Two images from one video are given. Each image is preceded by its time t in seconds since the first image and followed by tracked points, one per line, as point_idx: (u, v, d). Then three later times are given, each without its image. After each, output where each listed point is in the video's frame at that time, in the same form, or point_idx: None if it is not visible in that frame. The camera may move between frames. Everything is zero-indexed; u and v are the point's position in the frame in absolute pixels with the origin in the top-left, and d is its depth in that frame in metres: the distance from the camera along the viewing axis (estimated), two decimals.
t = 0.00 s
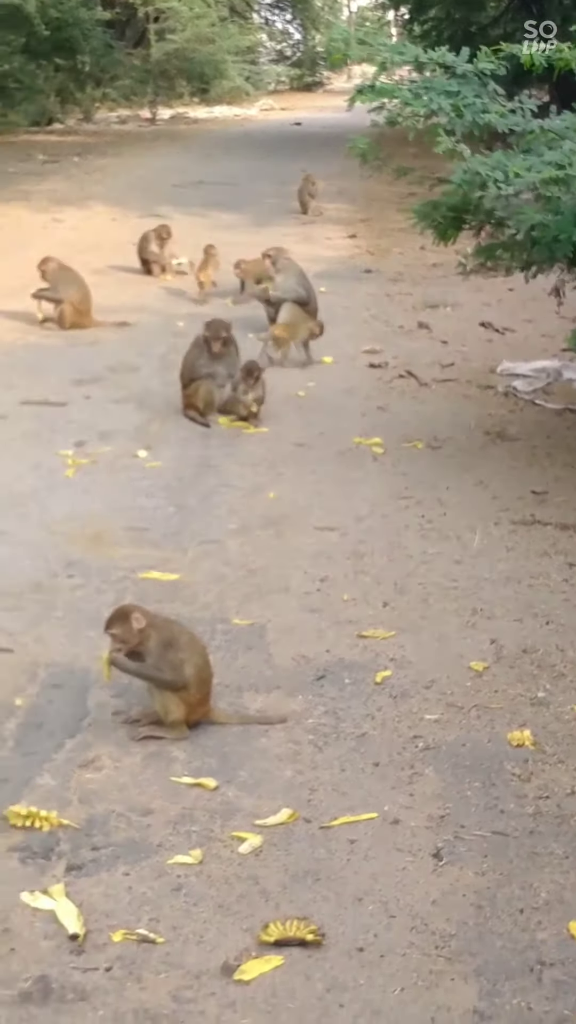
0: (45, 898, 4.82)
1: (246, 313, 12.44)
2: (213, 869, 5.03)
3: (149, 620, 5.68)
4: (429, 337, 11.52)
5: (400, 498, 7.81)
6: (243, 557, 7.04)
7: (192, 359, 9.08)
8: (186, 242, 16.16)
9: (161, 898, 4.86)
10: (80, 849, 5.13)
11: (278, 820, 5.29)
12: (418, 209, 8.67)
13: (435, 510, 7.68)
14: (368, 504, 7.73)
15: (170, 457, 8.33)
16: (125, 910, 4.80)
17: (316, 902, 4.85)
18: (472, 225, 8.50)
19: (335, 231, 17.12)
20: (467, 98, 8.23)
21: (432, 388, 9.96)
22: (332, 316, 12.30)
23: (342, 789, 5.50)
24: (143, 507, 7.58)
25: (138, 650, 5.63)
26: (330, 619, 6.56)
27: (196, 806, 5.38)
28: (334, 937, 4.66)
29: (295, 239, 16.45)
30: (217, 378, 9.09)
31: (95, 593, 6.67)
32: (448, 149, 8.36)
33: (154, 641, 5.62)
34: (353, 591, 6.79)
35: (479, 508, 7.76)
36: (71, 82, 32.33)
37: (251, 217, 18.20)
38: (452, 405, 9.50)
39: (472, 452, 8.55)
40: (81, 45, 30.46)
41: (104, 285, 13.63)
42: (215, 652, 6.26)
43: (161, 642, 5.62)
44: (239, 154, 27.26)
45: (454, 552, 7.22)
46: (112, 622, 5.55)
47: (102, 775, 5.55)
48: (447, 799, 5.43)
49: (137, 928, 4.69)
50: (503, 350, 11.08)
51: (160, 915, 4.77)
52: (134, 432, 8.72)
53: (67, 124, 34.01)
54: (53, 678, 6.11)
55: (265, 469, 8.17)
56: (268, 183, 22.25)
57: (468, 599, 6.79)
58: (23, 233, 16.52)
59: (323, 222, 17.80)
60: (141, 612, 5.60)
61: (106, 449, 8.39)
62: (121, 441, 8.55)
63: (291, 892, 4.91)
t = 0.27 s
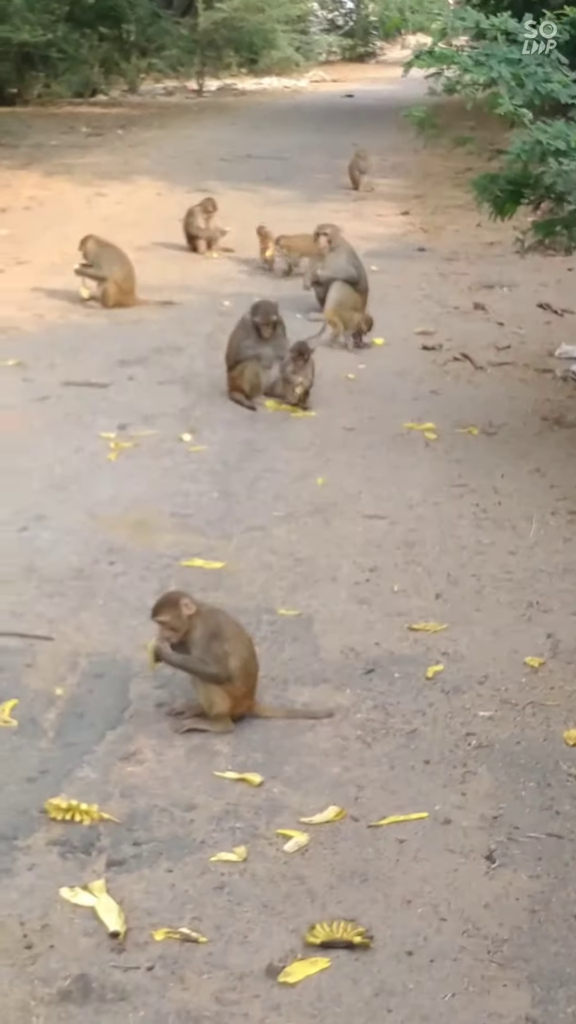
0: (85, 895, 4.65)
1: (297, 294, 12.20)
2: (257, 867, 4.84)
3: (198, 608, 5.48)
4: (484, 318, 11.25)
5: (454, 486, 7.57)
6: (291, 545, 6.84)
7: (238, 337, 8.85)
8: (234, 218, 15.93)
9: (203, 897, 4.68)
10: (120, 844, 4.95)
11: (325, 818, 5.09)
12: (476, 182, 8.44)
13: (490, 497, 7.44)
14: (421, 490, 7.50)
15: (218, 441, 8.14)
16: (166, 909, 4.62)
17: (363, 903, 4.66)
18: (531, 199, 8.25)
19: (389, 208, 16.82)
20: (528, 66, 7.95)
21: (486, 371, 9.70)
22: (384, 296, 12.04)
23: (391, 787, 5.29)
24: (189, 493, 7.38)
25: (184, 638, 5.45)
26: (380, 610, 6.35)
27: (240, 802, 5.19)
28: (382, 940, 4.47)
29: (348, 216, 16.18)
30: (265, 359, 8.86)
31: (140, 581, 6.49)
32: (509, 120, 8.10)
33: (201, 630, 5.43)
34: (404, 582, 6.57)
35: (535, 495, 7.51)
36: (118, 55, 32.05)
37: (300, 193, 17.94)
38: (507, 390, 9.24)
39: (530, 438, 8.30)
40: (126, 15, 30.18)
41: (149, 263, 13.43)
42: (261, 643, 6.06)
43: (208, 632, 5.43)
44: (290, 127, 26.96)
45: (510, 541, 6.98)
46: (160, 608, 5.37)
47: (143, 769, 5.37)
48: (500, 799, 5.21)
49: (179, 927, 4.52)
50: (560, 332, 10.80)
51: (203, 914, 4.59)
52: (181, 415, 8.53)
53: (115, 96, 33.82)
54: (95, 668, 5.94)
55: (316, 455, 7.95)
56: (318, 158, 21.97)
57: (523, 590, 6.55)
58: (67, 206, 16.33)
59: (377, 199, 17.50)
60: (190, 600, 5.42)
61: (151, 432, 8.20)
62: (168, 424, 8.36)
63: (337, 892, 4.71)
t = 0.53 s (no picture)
0: (104, 897, 4.47)
1: (326, 279, 11.97)
2: (283, 870, 4.64)
3: (222, 600, 5.29)
4: (519, 303, 11.00)
5: (488, 476, 7.35)
6: (319, 537, 6.64)
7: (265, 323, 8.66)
8: (261, 199, 15.70)
9: (226, 900, 4.49)
10: (141, 845, 4.77)
11: (353, 819, 4.89)
12: (512, 161, 8.21)
13: (525, 488, 7.21)
14: (454, 481, 7.28)
15: (244, 430, 7.94)
16: (188, 912, 4.44)
17: (392, 908, 4.46)
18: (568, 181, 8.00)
19: (422, 189, 16.54)
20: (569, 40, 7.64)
21: (522, 358, 9.45)
22: (415, 281, 11.80)
23: (421, 788, 5.08)
24: (213, 483, 7.19)
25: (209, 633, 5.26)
26: (411, 604, 6.14)
27: (265, 802, 4.99)
28: (411, 946, 4.27)
29: (379, 197, 15.90)
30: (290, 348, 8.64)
31: (163, 574, 6.31)
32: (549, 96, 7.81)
33: (226, 624, 5.24)
34: (436, 575, 6.36)
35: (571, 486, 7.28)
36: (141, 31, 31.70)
37: (328, 172, 17.69)
38: (542, 377, 9.00)
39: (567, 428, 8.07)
40: None
41: (173, 245, 13.22)
42: (287, 638, 5.86)
43: (234, 626, 5.24)
44: (319, 105, 26.67)
45: (546, 533, 6.76)
46: (186, 601, 5.18)
47: (165, 767, 5.19)
48: (535, 801, 5.00)
49: (202, 931, 4.33)
50: None
51: (226, 918, 4.40)
52: (206, 403, 8.34)
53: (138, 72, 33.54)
54: (115, 663, 5.76)
55: (345, 445, 7.74)
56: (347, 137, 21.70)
57: (560, 584, 6.33)
58: (90, 187, 16.13)
59: (408, 179, 17.22)
60: (216, 593, 5.23)
61: (175, 421, 8.01)
62: (193, 412, 8.17)
63: (365, 897, 4.51)
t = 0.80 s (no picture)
0: (110, 902, 4.37)
1: (337, 274, 11.87)
2: (291, 875, 4.55)
3: (231, 601, 5.20)
4: (535, 299, 10.89)
5: (501, 476, 7.24)
6: (329, 537, 6.54)
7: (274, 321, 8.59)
8: (271, 193, 15.59)
9: (234, 906, 4.39)
10: (147, 849, 4.68)
11: (363, 824, 4.79)
12: (528, 162, 8.12)
13: (539, 488, 7.11)
14: (467, 480, 7.18)
15: (254, 427, 7.84)
16: (196, 917, 4.34)
17: (403, 914, 4.36)
18: None
19: (435, 183, 16.43)
20: None
21: (537, 355, 9.35)
22: (427, 277, 11.69)
23: (433, 792, 4.98)
24: (222, 481, 7.09)
25: (217, 634, 5.16)
26: (422, 606, 6.03)
27: (274, 806, 4.90)
28: (423, 953, 4.17)
29: (392, 191, 15.80)
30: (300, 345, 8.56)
31: (170, 574, 6.22)
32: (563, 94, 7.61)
33: (234, 625, 5.15)
34: (449, 576, 6.25)
35: None
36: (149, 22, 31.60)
37: (339, 166, 17.59)
38: (557, 375, 8.89)
39: None
40: None
41: (182, 238, 13.12)
42: (297, 639, 5.76)
43: (242, 627, 5.15)
44: (331, 95, 26.55)
45: (560, 533, 6.66)
46: (194, 599, 5.10)
47: (172, 770, 5.10)
48: (548, 807, 4.90)
49: (209, 936, 4.24)
50: None
51: (234, 923, 4.31)
52: (215, 401, 8.25)
53: (147, 64, 33.43)
54: (121, 664, 5.67)
55: (357, 444, 7.64)
56: (358, 130, 21.58)
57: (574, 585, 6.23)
58: (99, 180, 16.04)
59: (421, 173, 17.11)
60: (225, 592, 5.14)
61: (183, 418, 7.92)
62: (202, 409, 8.07)
63: (375, 902, 4.42)
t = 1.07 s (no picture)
0: (106, 915, 4.21)
1: (340, 269, 11.71)
2: (291, 889, 4.38)
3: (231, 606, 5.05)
4: (543, 296, 10.73)
5: (507, 478, 7.08)
6: (331, 540, 6.38)
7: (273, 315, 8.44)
8: (271, 186, 15.42)
9: (233, 920, 4.23)
10: (143, 862, 4.51)
11: (365, 835, 4.62)
12: (538, 162, 7.95)
13: (546, 490, 6.95)
14: (472, 482, 7.02)
15: (254, 427, 7.68)
16: (193, 931, 4.18)
17: (406, 929, 4.19)
18: None
19: (442, 175, 16.27)
20: None
21: (546, 353, 9.19)
22: (432, 273, 11.52)
23: (437, 803, 4.81)
24: (221, 482, 6.93)
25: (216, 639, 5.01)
26: (426, 611, 5.87)
27: (274, 817, 4.73)
28: (427, 968, 4.02)
29: (397, 183, 15.63)
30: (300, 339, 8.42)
31: (168, 578, 6.05)
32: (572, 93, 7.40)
33: (235, 630, 4.99)
34: (453, 581, 6.09)
35: None
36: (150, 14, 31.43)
37: (341, 158, 17.40)
38: (566, 374, 8.73)
39: None
40: None
41: (180, 233, 12.95)
42: (298, 645, 5.60)
43: (242, 632, 4.99)
44: (332, 86, 26.37)
45: (568, 537, 6.49)
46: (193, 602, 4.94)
47: (169, 780, 4.93)
48: (556, 820, 4.74)
49: (206, 951, 4.07)
50: None
51: (232, 937, 4.14)
52: (213, 399, 8.08)
53: (146, 54, 33.24)
54: (117, 671, 5.50)
55: (359, 444, 7.48)
56: (360, 122, 21.40)
57: None
58: (96, 172, 15.85)
59: (427, 166, 16.94)
60: (226, 595, 4.99)
61: (181, 418, 7.76)
62: (201, 409, 7.91)
63: (378, 917, 4.25)
